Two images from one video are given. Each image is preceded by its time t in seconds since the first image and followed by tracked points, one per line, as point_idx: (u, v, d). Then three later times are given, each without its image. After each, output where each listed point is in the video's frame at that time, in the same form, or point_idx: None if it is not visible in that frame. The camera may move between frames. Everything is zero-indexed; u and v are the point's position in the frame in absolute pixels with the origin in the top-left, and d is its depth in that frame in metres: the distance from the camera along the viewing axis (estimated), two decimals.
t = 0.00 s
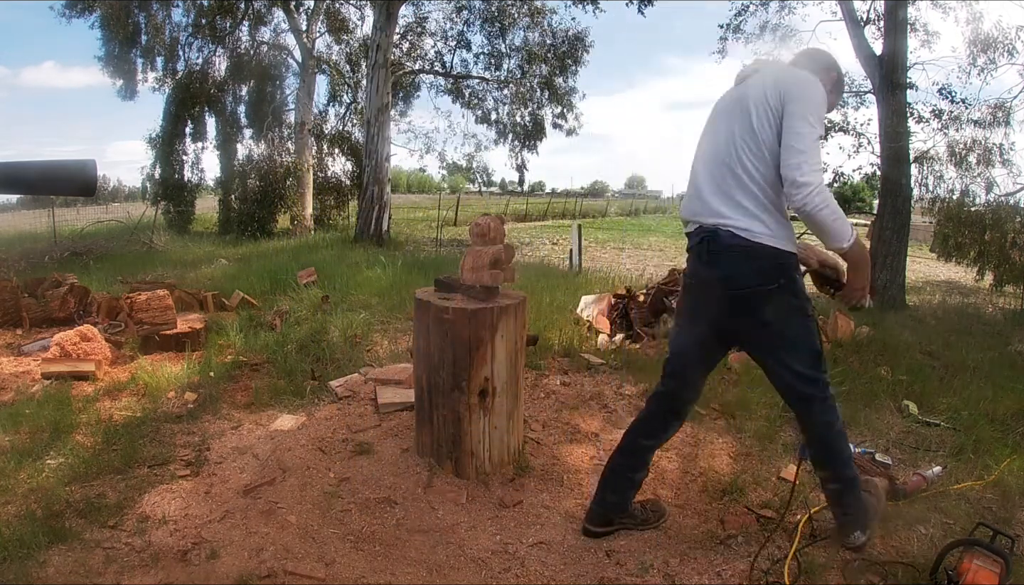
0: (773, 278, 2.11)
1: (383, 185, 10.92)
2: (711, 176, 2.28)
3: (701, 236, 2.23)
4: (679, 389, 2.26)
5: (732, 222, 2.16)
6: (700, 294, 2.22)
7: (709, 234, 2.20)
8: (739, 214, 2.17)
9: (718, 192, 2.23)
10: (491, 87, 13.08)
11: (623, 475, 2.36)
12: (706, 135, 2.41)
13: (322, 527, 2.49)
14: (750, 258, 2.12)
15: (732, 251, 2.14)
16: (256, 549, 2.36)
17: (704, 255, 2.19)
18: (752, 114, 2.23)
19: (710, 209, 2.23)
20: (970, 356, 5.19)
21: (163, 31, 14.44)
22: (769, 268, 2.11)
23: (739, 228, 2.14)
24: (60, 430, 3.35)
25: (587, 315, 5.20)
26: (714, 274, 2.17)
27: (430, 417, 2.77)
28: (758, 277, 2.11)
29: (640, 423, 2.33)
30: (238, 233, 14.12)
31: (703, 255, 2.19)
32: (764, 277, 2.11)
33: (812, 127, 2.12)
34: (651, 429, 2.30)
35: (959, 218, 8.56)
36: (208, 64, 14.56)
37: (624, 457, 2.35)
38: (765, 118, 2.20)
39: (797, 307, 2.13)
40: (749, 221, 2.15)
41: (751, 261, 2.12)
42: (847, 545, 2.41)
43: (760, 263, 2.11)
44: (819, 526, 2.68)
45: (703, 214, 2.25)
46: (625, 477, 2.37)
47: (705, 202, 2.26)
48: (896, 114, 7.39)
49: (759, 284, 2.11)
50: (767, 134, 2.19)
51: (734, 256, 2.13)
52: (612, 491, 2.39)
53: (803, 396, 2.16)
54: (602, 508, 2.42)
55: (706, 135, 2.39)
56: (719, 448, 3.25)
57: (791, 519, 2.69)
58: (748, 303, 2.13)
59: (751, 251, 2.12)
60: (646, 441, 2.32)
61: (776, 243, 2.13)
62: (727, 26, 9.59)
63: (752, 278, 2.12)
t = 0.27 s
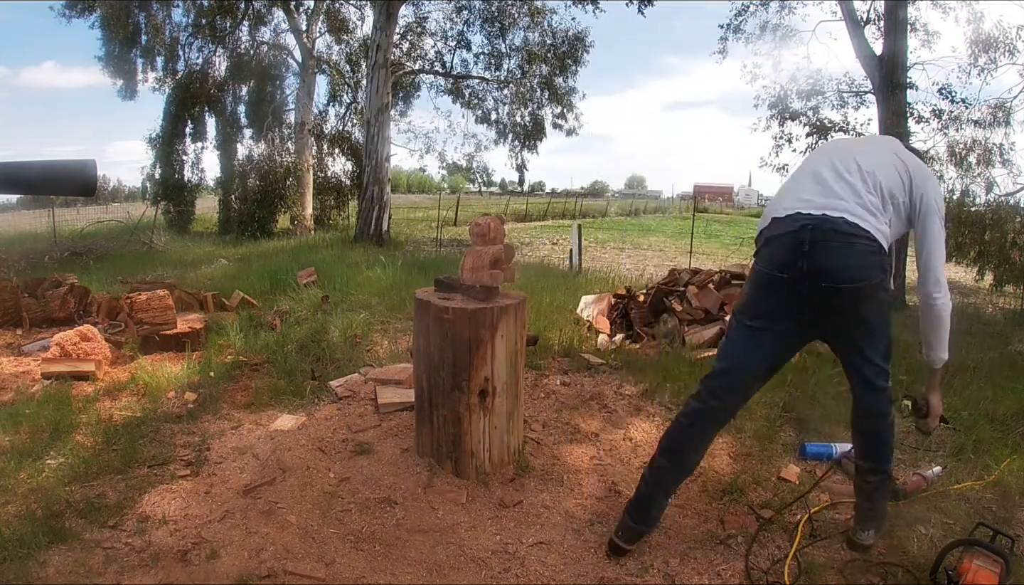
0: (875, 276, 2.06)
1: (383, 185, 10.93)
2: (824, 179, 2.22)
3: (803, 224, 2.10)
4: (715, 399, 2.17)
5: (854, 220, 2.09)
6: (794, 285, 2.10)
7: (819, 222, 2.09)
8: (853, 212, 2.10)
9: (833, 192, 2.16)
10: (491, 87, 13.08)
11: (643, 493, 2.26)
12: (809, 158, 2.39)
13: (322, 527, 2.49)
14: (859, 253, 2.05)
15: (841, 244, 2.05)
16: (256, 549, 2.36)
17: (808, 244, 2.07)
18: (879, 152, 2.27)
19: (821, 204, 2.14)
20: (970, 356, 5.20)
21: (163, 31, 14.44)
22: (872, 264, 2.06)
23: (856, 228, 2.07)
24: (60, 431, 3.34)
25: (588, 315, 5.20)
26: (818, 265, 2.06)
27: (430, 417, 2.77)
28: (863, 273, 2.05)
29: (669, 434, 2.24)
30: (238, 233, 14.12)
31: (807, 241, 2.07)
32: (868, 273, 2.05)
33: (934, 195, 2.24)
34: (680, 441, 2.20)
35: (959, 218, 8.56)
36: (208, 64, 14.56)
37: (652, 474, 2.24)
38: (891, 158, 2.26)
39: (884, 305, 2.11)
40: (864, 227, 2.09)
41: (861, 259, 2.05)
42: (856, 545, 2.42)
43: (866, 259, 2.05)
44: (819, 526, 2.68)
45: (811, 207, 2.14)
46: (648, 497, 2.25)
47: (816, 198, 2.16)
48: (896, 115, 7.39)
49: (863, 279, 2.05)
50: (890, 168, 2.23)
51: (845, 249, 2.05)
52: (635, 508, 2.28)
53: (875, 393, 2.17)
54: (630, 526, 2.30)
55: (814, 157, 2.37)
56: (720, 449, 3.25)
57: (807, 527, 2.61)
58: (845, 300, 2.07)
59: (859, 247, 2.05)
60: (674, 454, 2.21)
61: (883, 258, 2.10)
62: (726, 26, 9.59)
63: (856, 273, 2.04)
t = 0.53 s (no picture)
0: (945, 298, 2.02)
1: (384, 185, 10.93)
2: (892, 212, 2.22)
3: (880, 240, 2.04)
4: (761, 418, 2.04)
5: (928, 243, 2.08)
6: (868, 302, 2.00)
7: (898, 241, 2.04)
8: (927, 238, 2.08)
9: (906, 220, 2.15)
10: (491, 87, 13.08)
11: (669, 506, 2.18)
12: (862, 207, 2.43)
13: (321, 527, 2.49)
14: (932, 273, 2.00)
15: (917, 263, 1.99)
16: (256, 549, 2.35)
17: (885, 260, 2.00)
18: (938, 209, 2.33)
19: (897, 227, 2.11)
20: (970, 356, 5.19)
21: (163, 31, 14.45)
22: (944, 285, 2.02)
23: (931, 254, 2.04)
24: (60, 431, 3.34)
25: (588, 316, 5.20)
26: (897, 283, 1.98)
27: (430, 417, 2.77)
28: (938, 293, 1.99)
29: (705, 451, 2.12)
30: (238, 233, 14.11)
31: (884, 257, 2.00)
32: (941, 293, 2.00)
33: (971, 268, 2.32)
34: (720, 465, 2.07)
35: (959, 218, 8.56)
36: (208, 64, 14.57)
37: (682, 491, 2.15)
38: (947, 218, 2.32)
39: (949, 327, 2.06)
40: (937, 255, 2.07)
41: (936, 281, 2.00)
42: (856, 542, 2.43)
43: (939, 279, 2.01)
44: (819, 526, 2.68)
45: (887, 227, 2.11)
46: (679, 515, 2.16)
47: (890, 221, 2.14)
48: (896, 115, 7.39)
49: (936, 299, 1.99)
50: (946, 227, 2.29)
51: (922, 269, 1.99)
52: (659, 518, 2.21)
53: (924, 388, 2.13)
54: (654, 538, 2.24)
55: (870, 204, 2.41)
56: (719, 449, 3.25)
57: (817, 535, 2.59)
58: (920, 320, 1.99)
59: (931, 267, 2.01)
60: (715, 478, 2.09)
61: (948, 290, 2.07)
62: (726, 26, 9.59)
63: (931, 292, 1.99)
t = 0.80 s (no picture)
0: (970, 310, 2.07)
1: (384, 185, 10.93)
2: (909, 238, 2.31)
3: (907, 254, 2.10)
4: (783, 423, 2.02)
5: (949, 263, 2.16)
6: (901, 311, 2.02)
7: (923, 256, 2.10)
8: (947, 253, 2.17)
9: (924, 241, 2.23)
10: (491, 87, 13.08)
11: (682, 507, 2.16)
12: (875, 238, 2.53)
13: (322, 527, 2.49)
14: (958, 287, 2.06)
15: (944, 274, 2.06)
16: (256, 549, 2.36)
17: (915, 272, 2.04)
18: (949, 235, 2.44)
19: (917, 245, 2.18)
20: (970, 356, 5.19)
21: (163, 31, 14.45)
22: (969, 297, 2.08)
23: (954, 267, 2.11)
24: (60, 431, 3.34)
25: (588, 316, 5.20)
26: (929, 293, 2.02)
27: (430, 417, 2.77)
28: (965, 304, 2.05)
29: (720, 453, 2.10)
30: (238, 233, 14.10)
31: (915, 268, 2.05)
32: (968, 305, 2.06)
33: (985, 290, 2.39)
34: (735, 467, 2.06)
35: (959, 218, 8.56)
36: (208, 64, 14.57)
37: (696, 493, 2.12)
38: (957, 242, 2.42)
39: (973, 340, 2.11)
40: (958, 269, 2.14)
41: (964, 293, 2.06)
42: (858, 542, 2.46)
43: (964, 292, 2.07)
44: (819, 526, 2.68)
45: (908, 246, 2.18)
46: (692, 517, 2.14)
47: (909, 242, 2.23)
48: (896, 115, 7.39)
49: (965, 311, 2.05)
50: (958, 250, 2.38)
51: (950, 282, 2.05)
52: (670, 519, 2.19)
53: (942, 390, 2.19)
54: (661, 538, 2.22)
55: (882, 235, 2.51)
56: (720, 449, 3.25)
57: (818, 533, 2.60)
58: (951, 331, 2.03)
59: (956, 278, 2.08)
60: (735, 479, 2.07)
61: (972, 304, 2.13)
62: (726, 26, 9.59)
63: (959, 304, 2.04)
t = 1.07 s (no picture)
0: (977, 290, 2.07)
1: (383, 185, 10.92)
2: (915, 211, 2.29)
3: (913, 234, 2.10)
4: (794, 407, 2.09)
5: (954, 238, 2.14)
6: (904, 294, 2.04)
7: (929, 234, 2.09)
8: (957, 233, 2.15)
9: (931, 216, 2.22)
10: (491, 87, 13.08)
11: (698, 493, 2.22)
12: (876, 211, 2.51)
13: (322, 527, 2.48)
14: (964, 267, 2.06)
15: (951, 255, 2.05)
16: (256, 549, 2.35)
17: (920, 253, 2.05)
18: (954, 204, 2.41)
19: (923, 221, 2.17)
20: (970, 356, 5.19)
21: (163, 31, 14.46)
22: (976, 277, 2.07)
23: (960, 245, 2.10)
24: (60, 430, 3.34)
25: (587, 315, 5.21)
26: (932, 274, 2.03)
27: (430, 417, 2.77)
28: (970, 285, 2.05)
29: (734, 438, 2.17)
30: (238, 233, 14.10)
31: (919, 249, 2.05)
32: (973, 286, 2.06)
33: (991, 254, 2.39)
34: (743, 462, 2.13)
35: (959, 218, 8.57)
36: (208, 64, 14.58)
37: (712, 479, 2.19)
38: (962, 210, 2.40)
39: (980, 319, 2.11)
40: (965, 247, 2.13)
41: (969, 272, 2.06)
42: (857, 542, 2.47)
43: (971, 273, 2.06)
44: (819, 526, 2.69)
45: (914, 224, 2.17)
46: (708, 503, 2.21)
47: (916, 218, 2.21)
48: (896, 114, 7.39)
49: (970, 291, 2.05)
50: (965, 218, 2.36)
51: (955, 261, 2.05)
52: (686, 504, 2.25)
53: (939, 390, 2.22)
54: (678, 527, 2.27)
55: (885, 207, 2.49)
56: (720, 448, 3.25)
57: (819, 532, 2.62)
58: (954, 311, 2.04)
59: (965, 260, 2.07)
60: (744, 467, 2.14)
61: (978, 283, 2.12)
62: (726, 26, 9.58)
63: (965, 284, 2.04)
